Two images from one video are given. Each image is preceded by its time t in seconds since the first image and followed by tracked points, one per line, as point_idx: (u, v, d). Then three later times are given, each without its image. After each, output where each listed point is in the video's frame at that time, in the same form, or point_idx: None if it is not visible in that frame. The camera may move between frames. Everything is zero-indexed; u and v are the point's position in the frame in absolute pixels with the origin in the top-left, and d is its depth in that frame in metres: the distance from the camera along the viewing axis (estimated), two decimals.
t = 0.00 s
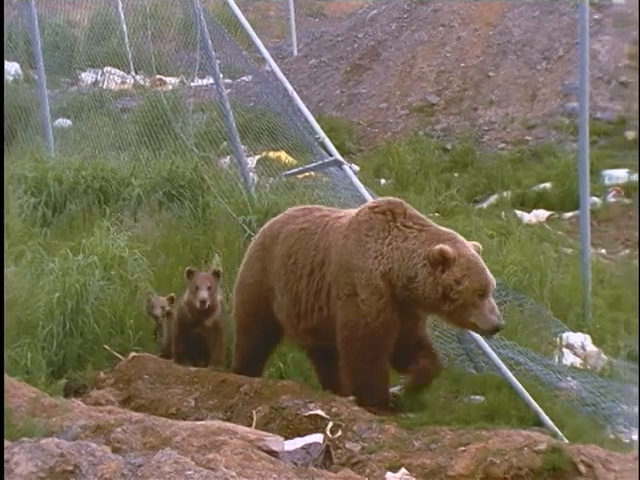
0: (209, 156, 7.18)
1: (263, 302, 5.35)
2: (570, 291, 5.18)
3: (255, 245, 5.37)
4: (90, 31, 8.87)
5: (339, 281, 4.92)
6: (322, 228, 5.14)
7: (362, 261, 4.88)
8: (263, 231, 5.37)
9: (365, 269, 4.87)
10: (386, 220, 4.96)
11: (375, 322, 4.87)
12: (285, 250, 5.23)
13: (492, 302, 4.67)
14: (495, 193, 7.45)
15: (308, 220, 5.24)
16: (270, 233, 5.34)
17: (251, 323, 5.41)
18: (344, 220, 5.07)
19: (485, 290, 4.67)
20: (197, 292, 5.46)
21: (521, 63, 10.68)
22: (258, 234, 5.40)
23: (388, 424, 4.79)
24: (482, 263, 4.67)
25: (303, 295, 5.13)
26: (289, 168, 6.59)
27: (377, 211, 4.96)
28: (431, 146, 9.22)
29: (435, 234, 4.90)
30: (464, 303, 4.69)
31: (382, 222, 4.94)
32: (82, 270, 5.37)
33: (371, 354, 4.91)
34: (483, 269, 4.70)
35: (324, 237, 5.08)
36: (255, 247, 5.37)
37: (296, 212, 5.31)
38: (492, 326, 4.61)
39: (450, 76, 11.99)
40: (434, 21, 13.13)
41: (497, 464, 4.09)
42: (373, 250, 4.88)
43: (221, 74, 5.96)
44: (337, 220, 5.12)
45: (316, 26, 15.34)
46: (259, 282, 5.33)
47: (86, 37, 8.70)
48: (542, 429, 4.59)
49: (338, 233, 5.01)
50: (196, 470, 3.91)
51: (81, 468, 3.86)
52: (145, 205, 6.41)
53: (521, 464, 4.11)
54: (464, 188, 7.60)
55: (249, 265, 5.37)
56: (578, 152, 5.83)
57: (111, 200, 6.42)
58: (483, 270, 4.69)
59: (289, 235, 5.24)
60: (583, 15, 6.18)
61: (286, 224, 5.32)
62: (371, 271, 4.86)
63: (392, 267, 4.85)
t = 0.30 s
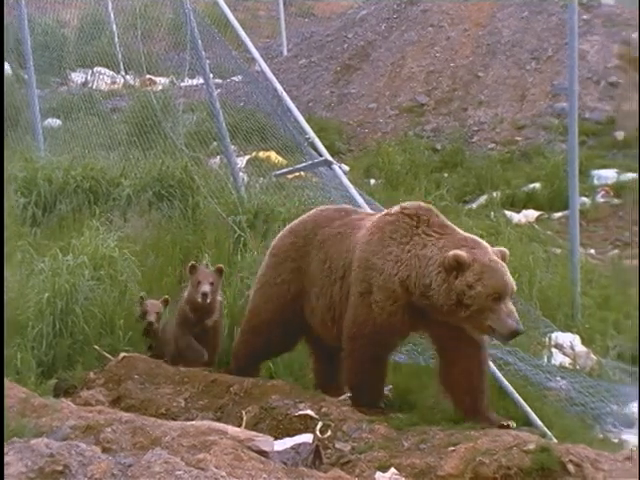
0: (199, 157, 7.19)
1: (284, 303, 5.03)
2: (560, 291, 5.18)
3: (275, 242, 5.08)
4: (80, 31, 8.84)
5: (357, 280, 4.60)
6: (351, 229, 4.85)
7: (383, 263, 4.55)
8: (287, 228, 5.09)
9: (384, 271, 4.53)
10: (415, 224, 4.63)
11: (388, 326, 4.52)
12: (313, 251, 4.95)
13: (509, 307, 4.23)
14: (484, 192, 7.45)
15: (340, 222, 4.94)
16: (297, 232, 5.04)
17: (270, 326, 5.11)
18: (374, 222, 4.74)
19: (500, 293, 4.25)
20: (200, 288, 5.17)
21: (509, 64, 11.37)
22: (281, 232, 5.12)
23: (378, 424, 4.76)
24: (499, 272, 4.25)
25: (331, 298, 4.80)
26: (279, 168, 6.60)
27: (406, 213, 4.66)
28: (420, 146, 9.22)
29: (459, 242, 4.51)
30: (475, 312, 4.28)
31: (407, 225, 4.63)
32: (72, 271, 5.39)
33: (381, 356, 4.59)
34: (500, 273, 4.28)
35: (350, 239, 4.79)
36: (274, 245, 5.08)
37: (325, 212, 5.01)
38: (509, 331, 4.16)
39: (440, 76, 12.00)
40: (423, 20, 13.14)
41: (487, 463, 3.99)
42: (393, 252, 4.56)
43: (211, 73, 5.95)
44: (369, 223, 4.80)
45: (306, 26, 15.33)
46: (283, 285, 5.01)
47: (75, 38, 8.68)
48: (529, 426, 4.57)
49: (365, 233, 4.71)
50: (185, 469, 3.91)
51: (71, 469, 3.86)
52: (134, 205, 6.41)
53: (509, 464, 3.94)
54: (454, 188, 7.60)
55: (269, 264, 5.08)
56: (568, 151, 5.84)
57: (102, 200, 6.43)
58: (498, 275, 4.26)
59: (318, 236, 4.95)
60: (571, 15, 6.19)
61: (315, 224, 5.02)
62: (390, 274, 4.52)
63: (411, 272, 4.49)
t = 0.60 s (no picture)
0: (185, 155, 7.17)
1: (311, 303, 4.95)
2: (546, 291, 5.17)
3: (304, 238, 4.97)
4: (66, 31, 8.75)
5: (379, 278, 4.51)
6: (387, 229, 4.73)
7: (405, 265, 4.43)
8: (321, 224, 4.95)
9: (408, 274, 4.41)
10: (444, 227, 4.46)
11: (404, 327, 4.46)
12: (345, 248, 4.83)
13: (531, 319, 3.98)
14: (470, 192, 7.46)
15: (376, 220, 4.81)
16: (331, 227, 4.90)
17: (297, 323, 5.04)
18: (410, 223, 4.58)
19: (522, 304, 4.01)
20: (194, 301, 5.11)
21: (494, 64, 11.33)
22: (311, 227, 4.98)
23: (364, 422, 4.77)
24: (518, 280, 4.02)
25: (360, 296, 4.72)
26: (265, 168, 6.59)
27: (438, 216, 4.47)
28: (406, 146, 9.24)
29: (487, 250, 4.30)
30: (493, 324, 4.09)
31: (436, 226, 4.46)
32: (58, 271, 5.36)
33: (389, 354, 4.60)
34: (522, 285, 4.04)
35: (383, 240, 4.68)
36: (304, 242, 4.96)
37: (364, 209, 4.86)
38: (529, 344, 3.91)
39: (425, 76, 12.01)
40: (409, 20, 13.15)
41: (473, 464, 3.93)
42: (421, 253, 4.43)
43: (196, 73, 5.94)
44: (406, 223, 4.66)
45: (292, 26, 15.33)
46: (309, 280, 4.95)
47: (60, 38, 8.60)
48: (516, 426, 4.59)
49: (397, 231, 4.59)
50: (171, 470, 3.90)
51: (57, 469, 3.86)
52: (120, 205, 6.40)
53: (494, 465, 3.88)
54: (440, 189, 7.60)
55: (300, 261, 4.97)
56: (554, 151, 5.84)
57: (88, 200, 6.44)
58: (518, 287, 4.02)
59: (352, 233, 4.83)
60: (557, 15, 6.19)
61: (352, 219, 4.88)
62: (412, 277, 4.40)
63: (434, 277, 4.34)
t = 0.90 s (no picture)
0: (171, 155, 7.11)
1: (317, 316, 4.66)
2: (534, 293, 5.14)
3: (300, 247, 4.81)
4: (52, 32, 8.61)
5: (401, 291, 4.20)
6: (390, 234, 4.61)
7: (428, 271, 4.14)
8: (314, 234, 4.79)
9: (427, 279, 4.14)
10: (458, 228, 4.23)
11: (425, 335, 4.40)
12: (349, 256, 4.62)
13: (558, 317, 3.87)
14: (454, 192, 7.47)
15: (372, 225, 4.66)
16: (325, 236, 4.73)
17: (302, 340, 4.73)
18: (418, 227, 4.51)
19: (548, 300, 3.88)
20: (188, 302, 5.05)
21: (479, 64, 11.34)
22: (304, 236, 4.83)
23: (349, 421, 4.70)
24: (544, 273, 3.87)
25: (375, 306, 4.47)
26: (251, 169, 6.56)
27: (448, 218, 4.24)
28: (391, 145, 9.24)
29: (510, 247, 4.11)
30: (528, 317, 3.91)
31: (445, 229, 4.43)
32: (43, 272, 5.44)
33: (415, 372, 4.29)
34: (550, 281, 3.89)
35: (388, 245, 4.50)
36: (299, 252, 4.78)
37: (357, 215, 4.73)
38: (554, 342, 3.80)
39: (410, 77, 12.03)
40: (393, 20, 13.15)
41: (458, 463, 3.97)
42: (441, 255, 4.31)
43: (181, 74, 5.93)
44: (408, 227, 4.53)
45: (276, 26, 15.35)
46: (315, 292, 4.66)
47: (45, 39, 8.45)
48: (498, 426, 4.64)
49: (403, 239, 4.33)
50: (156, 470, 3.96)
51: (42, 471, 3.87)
52: (105, 205, 6.37)
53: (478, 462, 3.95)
54: (424, 189, 7.60)
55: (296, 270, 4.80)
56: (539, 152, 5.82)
57: (73, 201, 6.43)
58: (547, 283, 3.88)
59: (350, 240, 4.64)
60: (541, 16, 6.19)
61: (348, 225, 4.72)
62: (436, 281, 4.11)
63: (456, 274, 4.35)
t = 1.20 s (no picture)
0: (150, 155, 7.08)
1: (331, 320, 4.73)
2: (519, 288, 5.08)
3: (298, 255, 4.76)
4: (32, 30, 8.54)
5: (439, 304, 4.36)
6: (408, 242, 4.52)
7: (458, 280, 4.33)
8: (310, 242, 4.74)
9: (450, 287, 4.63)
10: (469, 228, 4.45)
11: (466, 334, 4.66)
12: (360, 264, 4.62)
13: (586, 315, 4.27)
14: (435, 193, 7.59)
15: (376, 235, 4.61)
16: (326, 238, 4.71)
17: (314, 343, 4.80)
18: (435, 237, 4.45)
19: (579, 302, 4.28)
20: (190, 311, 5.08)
21: (458, 64, 11.35)
22: (297, 246, 4.78)
23: (330, 422, 4.69)
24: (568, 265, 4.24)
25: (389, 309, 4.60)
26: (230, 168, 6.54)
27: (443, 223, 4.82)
28: (371, 146, 9.25)
29: (527, 245, 4.41)
30: (564, 318, 4.29)
31: (468, 240, 4.41)
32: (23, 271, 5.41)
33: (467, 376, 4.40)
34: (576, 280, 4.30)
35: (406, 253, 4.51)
36: (298, 258, 4.75)
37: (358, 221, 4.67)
38: (587, 341, 4.20)
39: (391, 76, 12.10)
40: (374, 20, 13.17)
41: (437, 463, 4.03)
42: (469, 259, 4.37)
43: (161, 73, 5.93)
44: (426, 236, 4.48)
45: (256, 25, 15.35)
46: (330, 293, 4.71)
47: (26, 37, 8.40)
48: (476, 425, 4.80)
49: (422, 247, 4.46)
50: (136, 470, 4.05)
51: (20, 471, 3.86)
52: (86, 205, 6.35)
53: (460, 463, 4.01)
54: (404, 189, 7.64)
55: (296, 277, 4.76)
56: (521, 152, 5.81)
57: (54, 200, 6.40)
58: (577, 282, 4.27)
59: (357, 246, 4.64)
60: (521, 15, 6.20)
61: (355, 231, 4.67)
62: (468, 287, 4.33)
63: (491, 277, 4.36)
